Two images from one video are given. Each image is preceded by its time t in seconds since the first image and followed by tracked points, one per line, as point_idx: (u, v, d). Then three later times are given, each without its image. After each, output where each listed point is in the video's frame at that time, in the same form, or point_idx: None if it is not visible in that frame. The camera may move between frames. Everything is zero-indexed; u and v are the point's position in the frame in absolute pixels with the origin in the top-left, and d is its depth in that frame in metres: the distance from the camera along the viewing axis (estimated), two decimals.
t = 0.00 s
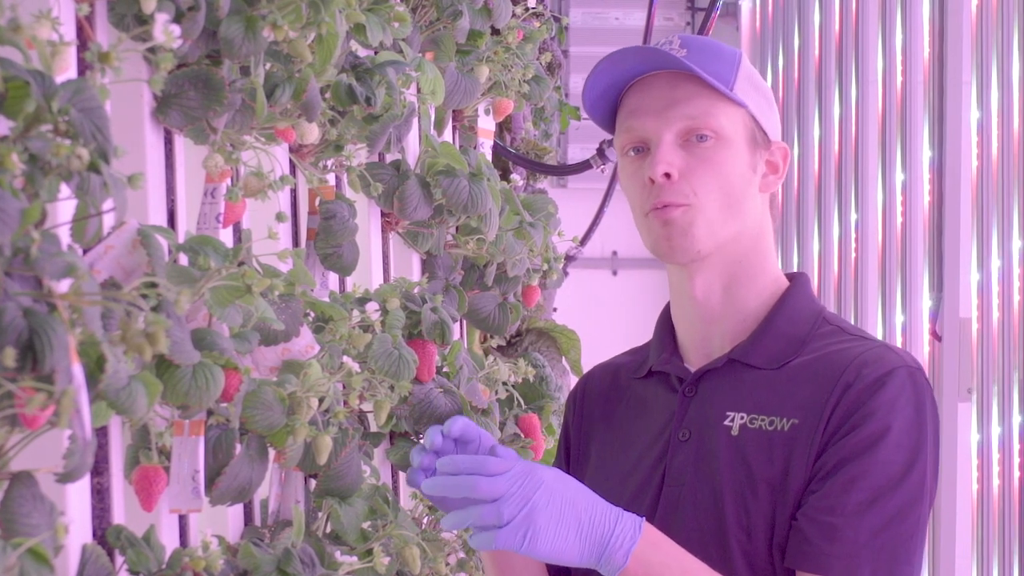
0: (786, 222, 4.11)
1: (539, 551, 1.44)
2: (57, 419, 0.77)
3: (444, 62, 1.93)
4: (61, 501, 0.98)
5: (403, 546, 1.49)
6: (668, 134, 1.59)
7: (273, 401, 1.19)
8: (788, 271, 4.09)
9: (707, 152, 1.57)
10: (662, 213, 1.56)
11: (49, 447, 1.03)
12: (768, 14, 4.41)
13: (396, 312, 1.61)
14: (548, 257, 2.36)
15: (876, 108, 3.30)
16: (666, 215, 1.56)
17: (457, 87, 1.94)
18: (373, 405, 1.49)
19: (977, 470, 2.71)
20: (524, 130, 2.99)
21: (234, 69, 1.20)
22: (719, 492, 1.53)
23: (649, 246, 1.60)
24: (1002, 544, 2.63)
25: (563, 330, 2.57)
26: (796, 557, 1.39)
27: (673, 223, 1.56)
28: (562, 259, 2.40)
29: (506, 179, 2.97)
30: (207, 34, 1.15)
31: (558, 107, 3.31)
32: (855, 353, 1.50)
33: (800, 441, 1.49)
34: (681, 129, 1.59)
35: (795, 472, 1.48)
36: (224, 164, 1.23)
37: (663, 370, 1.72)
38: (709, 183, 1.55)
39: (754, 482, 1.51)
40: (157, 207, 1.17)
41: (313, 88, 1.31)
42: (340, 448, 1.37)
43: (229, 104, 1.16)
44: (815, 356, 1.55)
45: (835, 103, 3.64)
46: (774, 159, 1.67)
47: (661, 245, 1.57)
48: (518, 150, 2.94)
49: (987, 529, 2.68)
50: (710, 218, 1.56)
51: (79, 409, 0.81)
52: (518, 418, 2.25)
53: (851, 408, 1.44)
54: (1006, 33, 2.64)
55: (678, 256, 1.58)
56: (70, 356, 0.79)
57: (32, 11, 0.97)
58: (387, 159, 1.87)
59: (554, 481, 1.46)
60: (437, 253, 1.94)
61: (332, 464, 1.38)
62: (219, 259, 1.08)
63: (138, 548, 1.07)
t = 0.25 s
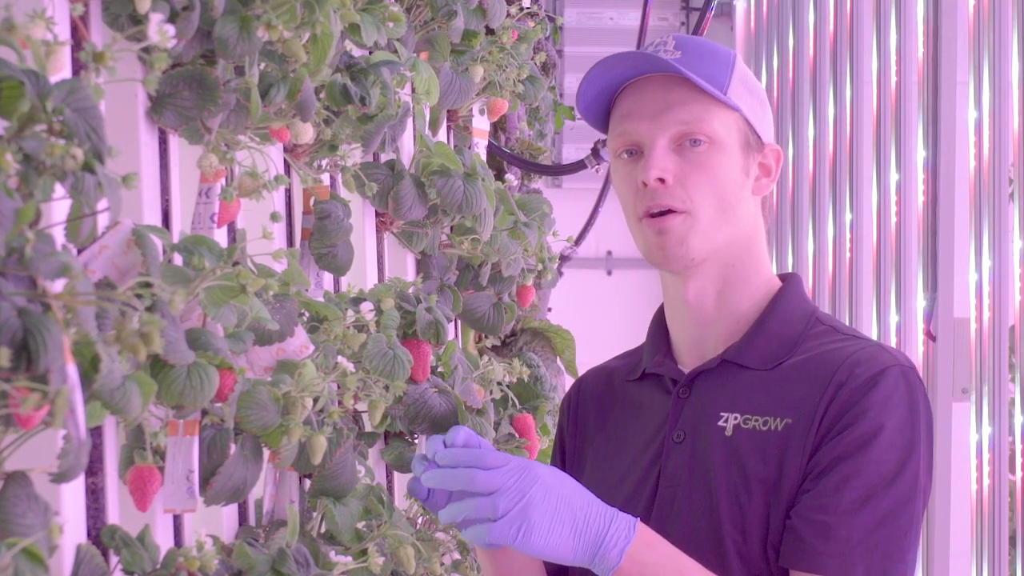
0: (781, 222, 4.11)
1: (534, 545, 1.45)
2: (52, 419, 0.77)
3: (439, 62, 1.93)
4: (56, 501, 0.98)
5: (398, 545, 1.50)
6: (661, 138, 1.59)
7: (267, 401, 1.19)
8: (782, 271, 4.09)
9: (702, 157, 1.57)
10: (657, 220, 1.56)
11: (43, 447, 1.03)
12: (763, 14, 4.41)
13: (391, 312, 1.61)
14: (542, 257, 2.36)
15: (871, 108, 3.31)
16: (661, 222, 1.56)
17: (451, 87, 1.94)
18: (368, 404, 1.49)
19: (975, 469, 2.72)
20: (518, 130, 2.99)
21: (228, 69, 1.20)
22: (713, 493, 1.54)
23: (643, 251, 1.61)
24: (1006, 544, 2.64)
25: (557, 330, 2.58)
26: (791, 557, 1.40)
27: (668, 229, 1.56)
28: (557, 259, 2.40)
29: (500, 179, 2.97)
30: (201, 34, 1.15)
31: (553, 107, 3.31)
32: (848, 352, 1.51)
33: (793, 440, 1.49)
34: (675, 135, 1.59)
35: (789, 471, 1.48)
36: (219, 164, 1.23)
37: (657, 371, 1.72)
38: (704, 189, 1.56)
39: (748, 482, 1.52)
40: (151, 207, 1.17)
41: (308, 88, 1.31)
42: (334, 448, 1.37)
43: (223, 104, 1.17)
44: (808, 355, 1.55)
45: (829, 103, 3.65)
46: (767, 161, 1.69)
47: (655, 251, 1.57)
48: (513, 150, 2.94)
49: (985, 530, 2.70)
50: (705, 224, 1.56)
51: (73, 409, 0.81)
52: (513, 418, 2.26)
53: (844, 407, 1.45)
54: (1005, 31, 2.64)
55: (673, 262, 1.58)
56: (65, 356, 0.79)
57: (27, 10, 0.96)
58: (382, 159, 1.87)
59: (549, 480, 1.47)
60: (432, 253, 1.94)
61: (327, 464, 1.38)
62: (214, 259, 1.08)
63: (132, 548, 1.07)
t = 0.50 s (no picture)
0: (779, 222, 4.12)
1: (534, 535, 1.46)
2: (51, 420, 0.77)
3: (437, 62, 1.94)
4: (54, 501, 0.98)
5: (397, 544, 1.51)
6: (654, 152, 1.58)
7: (266, 401, 1.19)
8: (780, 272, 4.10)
9: (696, 170, 1.56)
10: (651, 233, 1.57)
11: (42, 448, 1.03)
12: (761, 15, 4.42)
13: (389, 312, 1.61)
14: (541, 257, 2.37)
15: (869, 108, 3.31)
16: (655, 235, 1.57)
17: (449, 88, 1.94)
18: (366, 404, 1.49)
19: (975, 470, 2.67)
20: (516, 131, 2.99)
21: (227, 70, 1.20)
22: (714, 491, 1.54)
23: (636, 261, 1.61)
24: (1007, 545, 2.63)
25: (556, 330, 2.58)
26: (793, 552, 1.40)
27: (662, 242, 1.57)
28: (555, 260, 2.40)
29: (499, 179, 2.97)
30: (200, 34, 1.15)
31: (551, 107, 3.31)
32: (844, 346, 1.51)
33: (791, 434, 1.49)
34: (668, 147, 1.58)
35: (788, 466, 1.48)
36: (217, 164, 1.23)
37: (655, 374, 1.73)
38: (698, 203, 1.56)
39: (748, 479, 1.52)
40: (150, 207, 1.17)
41: (306, 88, 1.31)
42: (333, 448, 1.37)
43: (222, 104, 1.17)
44: (805, 351, 1.55)
45: (828, 103, 3.65)
46: (760, 164, 1.68)
47: (649, 264, 1.58)
48: (511, 150, 2.94)
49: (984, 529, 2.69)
50: (700, 236, 1.57)
51: (72, 409, 0.81)
52: (511, 418, 2.26)
53: (840, 400, 1.45)
54: (1000, 31, 2.57)
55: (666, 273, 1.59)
56: (63, 356, 0.79)
57: (25, 10, 0.96)
58: (380, 159, 1.87)
59: (556, 473, 1.48)
60: (430, 253, 1.95)
61: (326, 464, 1.38)
62: (212, 259, 1.08)
63: (131, 548, 1.07)
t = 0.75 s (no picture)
0: (777, 222, 4.12)
1: (534, 543, 1.44)
2: (49, 419, 0.78)
3: (435, 63, 1.93)
4: (52, 501, 0.98)
5: (394, 545, 1.52)
6: (633, 151, 1.57)
7: (263, 401, 1.19)
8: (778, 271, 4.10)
9: (675, 167, 1.54)
10: (634, 233, 1.56)
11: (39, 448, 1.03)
12: (759, 15, 4.42)
13: (387, 312, 1.61)
14: (538, 257, 2.37)
15: (867, 108, 3.31)
16: (638, 235, 1.56)
17: (447, 87, 1.94)
18: (364, 404, 1.48)
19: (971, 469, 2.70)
20: (514, 131, 2.99)
21: (224, 70, 1.20)
22: (712, 492, 1.54)
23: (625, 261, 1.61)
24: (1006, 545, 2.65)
25: (553, 330, 2.58)
26: (792, 557, 1.40)
27: (645, 241, 1.56)
28: (552, 260, 2.40)
29: (497, 179, 2.98)
30: (197, 34, 1.15)
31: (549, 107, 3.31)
32: (844, 349, 1.51)
33: (791, 438, 1.50)
34: (646, 145, 1.57)
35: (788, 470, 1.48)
36: (214, 164, 1.23)
37: (654, 374, 1.73)
38: (678, 199, 1.54)
39: (747, 481, 1.52)
40: (147, 207, 1.17)
41: (303, 88, 1.31)
42: (331, 448, 1.37)
43: (219, 104, 1.17)
44: (804, 353, 1.55)
45: (825, 103, 3.65)
46: (752, 159, 1.65)
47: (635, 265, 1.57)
48: (509, 150, 2.94)
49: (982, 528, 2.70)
50: (682, 233, 1.55)
51: (70, 409, 0.81)
52: (509, 418, 2.26)
53: (841, 405, 1.45)
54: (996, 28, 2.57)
55: (652, 272, 1.58)
56: (60, 356, 0.79)
57: (23, 10, 0.96)
58: (377, 159, 1.87)
59: (552, 481, 1.45)
60: (428, 253, 1.94)
61: (323, 463, 1.38)
62: (209, 259, 1.08)
63: (128, 548, 1.07)
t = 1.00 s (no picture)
0: (777, 222, 4.12)
1: (532, 558, 1.42)
2: (48, 419, 0.78)
3: (434, 63, 1.93)
4: (51, 501, 0.98)
5: (393, 545, 1.52)
6: (625, 156, 1.59)
7: (263, 401, 1.19)
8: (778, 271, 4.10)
9: (663, 169, 1.56)
10: (627, 234, 1.58)
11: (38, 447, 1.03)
12: (758, 15, 4.42)
13: (386, 312, 1.61)
14: (538, 257, 2.37)
15: (866, 108, 3.31)
16: (630, 237, 1.58)
17: (447, 87, 1.94)
18: (364, 404, 1.48)
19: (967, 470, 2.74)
20: (514, 131, 2.99)
21: (224, 69, 1.20)
22: (709, 494, 1.54)
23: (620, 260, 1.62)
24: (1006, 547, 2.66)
25: (553, 330, 2.58)
26: (789, 562, 1.40)
27: (636, 242, 1.57)
28: (552, 260, 2.41)
29: (496, 179, 2.98)
30: (197, 34, 1.15)
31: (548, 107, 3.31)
32: (844, 355, 1.51)
33: (788, 442, 1.50)
34: (635, 148, 1.58)
35: (785, 474, 1.49)
36: (214, 164, 1.23)
37: (653, 373, 1.73)
38: (668, 201, 1.55)
39: (743, 484, 1.52)
40: (147, 206, 1.17)
41: (303, 88, 1.31)
42: (330, 448, 1.37)
43: (218, 104, 1.17)
44: (803, 357, 1.55)
45: (825, 103, 3.66)
46: (748, 156, 1.65)
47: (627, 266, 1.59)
48: (508, 150, 2.94)
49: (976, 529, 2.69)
50: (673, 234, 1.56)
51: (70, 409, 0.81)
52: (508, 417, 2.26)
53: (839, 410, 1.45)
54: (996, 28, 2.57)
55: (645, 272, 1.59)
56: (60, 356, 0.79)
57: (22, 10, 0.96)
58: (377, 159, 1.87)
59: (547, 496, 1.44)
60: (427, 253, 1.95)
61: (323, 463, 1.38)
62: (209, 259, 1.08)
63: (128, 548, 1.07)
